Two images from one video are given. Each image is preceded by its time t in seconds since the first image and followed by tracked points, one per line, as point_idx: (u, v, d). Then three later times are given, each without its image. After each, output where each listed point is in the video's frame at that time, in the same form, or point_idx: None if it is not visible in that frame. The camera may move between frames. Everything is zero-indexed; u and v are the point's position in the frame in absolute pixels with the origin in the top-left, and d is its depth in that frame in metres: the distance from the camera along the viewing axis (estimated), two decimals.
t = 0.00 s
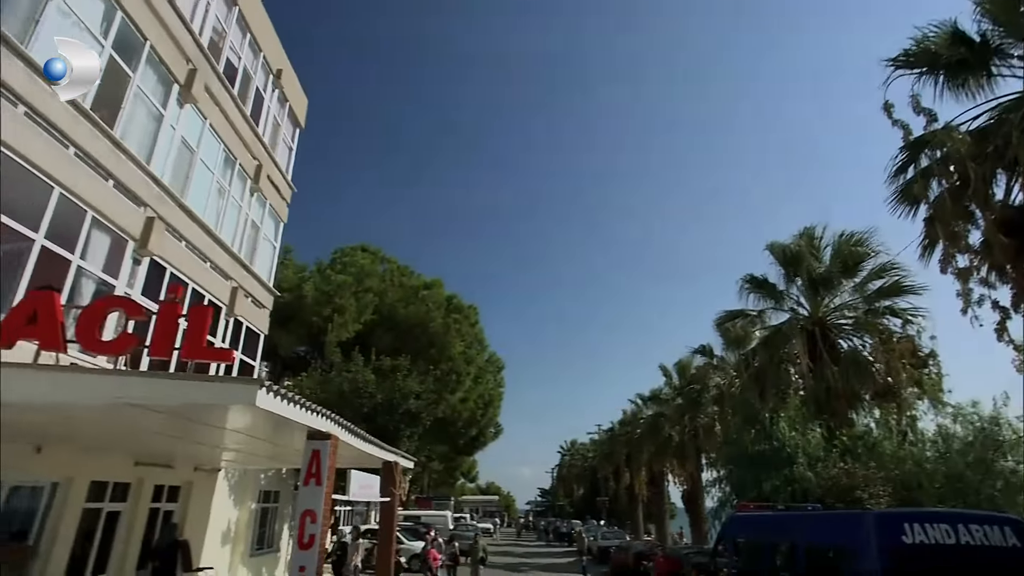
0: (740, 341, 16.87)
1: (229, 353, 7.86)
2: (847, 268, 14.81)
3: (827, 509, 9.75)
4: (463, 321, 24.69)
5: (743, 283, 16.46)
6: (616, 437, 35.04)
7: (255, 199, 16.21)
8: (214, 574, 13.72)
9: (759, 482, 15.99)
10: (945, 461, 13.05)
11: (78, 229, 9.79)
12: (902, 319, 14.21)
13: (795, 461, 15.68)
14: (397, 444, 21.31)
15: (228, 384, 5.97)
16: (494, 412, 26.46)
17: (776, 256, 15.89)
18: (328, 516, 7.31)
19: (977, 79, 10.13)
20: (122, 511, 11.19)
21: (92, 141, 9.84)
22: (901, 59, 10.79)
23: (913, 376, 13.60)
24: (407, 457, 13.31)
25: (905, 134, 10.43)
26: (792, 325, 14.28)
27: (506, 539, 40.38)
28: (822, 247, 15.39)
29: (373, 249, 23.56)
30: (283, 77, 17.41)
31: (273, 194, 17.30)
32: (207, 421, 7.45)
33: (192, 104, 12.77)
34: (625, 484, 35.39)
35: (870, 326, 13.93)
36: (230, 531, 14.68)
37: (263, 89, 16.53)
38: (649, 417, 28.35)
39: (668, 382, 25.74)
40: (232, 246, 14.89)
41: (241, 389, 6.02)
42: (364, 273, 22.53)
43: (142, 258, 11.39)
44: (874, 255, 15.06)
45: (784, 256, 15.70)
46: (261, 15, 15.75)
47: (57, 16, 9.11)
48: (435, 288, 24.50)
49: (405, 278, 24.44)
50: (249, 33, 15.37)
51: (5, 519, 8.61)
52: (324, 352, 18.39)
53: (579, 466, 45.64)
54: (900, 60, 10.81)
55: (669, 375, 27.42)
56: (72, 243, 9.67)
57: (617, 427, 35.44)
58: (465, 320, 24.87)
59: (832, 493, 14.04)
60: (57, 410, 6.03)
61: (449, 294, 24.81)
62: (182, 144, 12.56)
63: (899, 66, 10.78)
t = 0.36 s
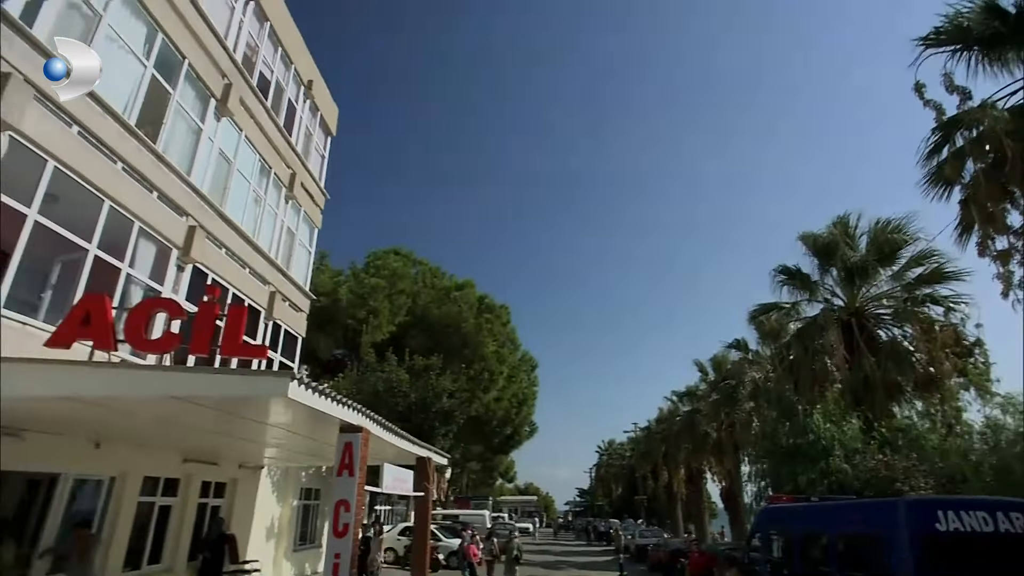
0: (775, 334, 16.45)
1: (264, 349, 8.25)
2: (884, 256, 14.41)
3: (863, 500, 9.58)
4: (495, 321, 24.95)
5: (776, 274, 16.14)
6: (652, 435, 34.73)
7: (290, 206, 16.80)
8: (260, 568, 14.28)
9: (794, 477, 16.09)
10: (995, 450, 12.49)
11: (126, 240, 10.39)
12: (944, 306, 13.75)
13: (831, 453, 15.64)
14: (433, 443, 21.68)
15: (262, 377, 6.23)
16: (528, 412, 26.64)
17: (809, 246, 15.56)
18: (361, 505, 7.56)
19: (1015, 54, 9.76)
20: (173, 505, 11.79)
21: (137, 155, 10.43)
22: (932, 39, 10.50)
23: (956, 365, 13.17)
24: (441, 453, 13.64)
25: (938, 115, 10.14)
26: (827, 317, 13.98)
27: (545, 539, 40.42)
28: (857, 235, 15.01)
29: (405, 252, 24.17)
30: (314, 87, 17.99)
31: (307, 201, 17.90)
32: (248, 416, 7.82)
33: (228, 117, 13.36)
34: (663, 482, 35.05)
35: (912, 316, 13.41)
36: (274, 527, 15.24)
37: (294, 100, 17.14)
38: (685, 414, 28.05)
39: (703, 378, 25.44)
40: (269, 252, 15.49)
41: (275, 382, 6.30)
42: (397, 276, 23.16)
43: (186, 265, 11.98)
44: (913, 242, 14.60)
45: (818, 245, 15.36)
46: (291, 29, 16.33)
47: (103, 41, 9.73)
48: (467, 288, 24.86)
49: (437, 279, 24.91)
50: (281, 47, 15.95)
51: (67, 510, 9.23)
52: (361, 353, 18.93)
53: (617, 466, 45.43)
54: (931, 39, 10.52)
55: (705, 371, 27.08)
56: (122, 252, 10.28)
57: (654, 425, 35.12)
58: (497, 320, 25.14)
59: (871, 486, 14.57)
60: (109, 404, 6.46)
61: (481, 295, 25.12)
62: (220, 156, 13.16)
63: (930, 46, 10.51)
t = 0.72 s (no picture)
0: (811, 327, 16.01)
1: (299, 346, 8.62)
2: (924, 243, 13.97)
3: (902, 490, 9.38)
4: (527, 320, 25.11)
5: (810, 264, 15.82)
6: (691, 433, 34.28)
7: (324, 212, 17.36)
8: (303, 561, 14.79)
9: (833, 470, 15.72)
10: None
11: (172, 247, 10.97)
12: (990, 293, 13.24)
13: (868, 444, 15.08)
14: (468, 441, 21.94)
15: (297, 371, 6.54)
16: (562, 411, 26.70)
17: (844, 235, 15.20)
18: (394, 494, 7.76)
19: None
20: (220, 500, 12.36)
21: (180, 168, 11.02)
22: (966, 15, 10.18)
23: (1004, 353, 12.69)
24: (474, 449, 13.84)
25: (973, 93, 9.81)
26: (864, 306, 13.65)
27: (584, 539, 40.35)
28: (895, 222, 14.59)
29: (435, 254, 25.38)
30: (344, 96, 18.54)
31: (341, 206, 18.44)
32: (287, 411, 8.18)
33: (264, 128, 13.94)
34: (704, 481, 34.55)
35: (955, 303, 12.92)
36: (317, 523, 15.76)
37: (326, 109, 17.70)
38: (723, 410, 27.64)
39: (739, 373, 25.03)
40: (305, 257, 16.05)
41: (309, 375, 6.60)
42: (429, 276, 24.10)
43: (227, 271, 12.55)
44: (955, 227, 14.11)
45: (853, 234, 15.00)
46: (322, 41, 16.89)
47: (147, 61, 10.35)
48: (498, 288, 25.14)
49: (468, 280, 25.29)
50: (312, 59, 16.53)
51: (125, 502, 9.84)
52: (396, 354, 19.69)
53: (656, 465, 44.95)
54: (965, 15, 10.20)
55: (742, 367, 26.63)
56: (168, 259, 10.87)
57: (691, 423, 34.67)
58: (529, 318, 25.31)
59: (911, 477, 14.06)
60: (159, 398, 6.90)
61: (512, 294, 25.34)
62: (256, 165, 13.74)
63: (964, 22, 10.21)
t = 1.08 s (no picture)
0: (852, 318, 15.65)
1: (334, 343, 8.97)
2: (968, 228, 13.48)
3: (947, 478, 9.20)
4: (560, 318, 25.21)
5: (847, 253, 15.46)
6: (731, 430, 33.76)
7: (358, 216, 17.87)
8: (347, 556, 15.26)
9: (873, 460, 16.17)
10: None
11: (215, 253, 11.53)
12: None
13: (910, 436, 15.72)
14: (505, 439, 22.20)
15: (333, 365, 6.81)
16: (598, 409, 26.69)
17: (882, 222, 14.80)
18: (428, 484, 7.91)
19: None
20: (267, 496, 12.90)
21: (222, 178, 11.59)
22: None
23: None
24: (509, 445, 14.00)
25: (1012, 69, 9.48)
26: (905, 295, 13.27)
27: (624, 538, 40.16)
28: (937, 206, 14.11)
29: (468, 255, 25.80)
30: (375, 104, 19.05)
31: (374, 210, 18.95)
32: (325, 406, 8.52)
33: (299, 137, 14.48)
34: (745, 478, 33.98)
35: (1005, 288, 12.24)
36: (358, 518, 16.23)
37: (358, 117, 18.23)
38: (762, 405, 27.16)
39: (778, 367, 24.52)
40: (341, 261, 16.56)
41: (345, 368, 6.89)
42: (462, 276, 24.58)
43: (268, 276, 13.11)
44: (1002, 210, 13.56)
45: (892, 220, 14.60)
46: (352, 51, 17.43)
47: (189, 78, 10.94)
48: (530, 287, 25.33)
49: (501, 280, 25.55)
50: (343, 69, 17.06)
51: (179, 495, 10.41)
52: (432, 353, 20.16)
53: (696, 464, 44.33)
54: None
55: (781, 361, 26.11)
56: (212, 265, 11.43)
57: (731, 420, 34.14)
58: (562, 316, 25.40)
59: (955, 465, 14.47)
60: (206, 394, 7.31)
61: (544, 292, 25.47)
62: (292, 174, 14.28)
63: None
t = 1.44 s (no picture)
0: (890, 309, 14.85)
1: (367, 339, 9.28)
2: (1013, 211, 12.99)
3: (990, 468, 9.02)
4: (591, 315, 25.22)
5: (885, 241, 15.08)
6: (770, 427, 33.16)
7: (389, 220, 18.30)
8: (386, 550, 15.66)
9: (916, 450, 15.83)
10: None
11: (254, 258, 12.03)
12: None
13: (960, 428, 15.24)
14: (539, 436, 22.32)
15: (365, 360, 7.03)
16: (632, 406, 26.56)
17: (921, 208, 14.40)
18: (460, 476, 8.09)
19: None
20: (308, 491, 13.38)
21: (259, 187, 12.09)
22: None
23: None
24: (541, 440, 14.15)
25: None
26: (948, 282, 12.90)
27: (662, 537, 39.85)
28: (980, 190, 13.63)
29: (498, 255, 26.06)
30: (403, 109, 19.50)
31: (406, 214, 19.37)
32: (360, 402, 8.80)
33: (331, 145, 14.96)
34: (786, 475, 33.33)
35: None
36: (397, 514, 16.62)
37: (387, 123, 18.69)
38: (801, 400, 26.61)
39: (817, 361, 23.98)
40: (374, 263, 17.00)
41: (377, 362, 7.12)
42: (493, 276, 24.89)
43: (304, 279, 13.58)
44: None
45: (932, 206, 14.19)
46: (380, 59, 17.90)
47: (227, 92, 11.47)
48: (560, 285, 25.45)
49: (532, 279, 25.74)
50: (371, 77, 17.53)
51: (226, 490, 10.93)
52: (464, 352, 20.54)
53: (735, 461, 43.64)
54: None
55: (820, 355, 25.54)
56: (251, 269, 11.93)
57: (770, 416, 33.51)
58: (593, 313, 25.43)
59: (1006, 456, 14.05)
60: (249, 390, 7.68)
61: (575, 290, 25.52)
62: (325, 180, 14.76)
63: None
